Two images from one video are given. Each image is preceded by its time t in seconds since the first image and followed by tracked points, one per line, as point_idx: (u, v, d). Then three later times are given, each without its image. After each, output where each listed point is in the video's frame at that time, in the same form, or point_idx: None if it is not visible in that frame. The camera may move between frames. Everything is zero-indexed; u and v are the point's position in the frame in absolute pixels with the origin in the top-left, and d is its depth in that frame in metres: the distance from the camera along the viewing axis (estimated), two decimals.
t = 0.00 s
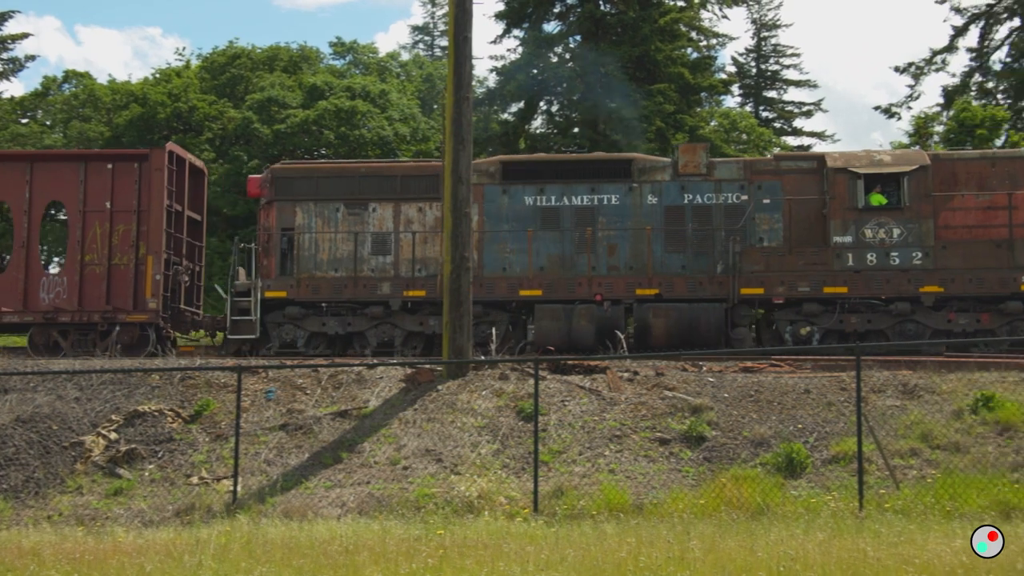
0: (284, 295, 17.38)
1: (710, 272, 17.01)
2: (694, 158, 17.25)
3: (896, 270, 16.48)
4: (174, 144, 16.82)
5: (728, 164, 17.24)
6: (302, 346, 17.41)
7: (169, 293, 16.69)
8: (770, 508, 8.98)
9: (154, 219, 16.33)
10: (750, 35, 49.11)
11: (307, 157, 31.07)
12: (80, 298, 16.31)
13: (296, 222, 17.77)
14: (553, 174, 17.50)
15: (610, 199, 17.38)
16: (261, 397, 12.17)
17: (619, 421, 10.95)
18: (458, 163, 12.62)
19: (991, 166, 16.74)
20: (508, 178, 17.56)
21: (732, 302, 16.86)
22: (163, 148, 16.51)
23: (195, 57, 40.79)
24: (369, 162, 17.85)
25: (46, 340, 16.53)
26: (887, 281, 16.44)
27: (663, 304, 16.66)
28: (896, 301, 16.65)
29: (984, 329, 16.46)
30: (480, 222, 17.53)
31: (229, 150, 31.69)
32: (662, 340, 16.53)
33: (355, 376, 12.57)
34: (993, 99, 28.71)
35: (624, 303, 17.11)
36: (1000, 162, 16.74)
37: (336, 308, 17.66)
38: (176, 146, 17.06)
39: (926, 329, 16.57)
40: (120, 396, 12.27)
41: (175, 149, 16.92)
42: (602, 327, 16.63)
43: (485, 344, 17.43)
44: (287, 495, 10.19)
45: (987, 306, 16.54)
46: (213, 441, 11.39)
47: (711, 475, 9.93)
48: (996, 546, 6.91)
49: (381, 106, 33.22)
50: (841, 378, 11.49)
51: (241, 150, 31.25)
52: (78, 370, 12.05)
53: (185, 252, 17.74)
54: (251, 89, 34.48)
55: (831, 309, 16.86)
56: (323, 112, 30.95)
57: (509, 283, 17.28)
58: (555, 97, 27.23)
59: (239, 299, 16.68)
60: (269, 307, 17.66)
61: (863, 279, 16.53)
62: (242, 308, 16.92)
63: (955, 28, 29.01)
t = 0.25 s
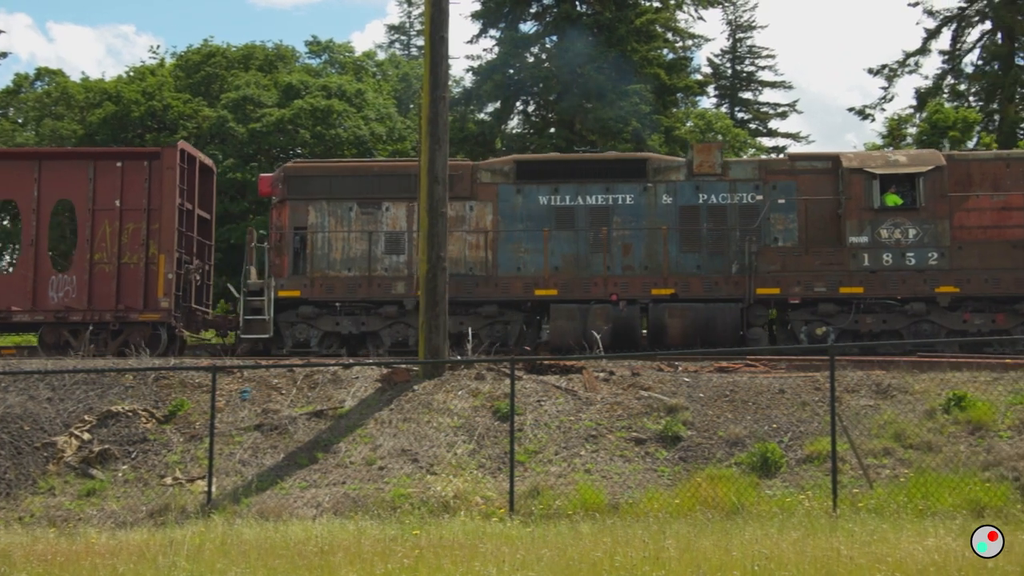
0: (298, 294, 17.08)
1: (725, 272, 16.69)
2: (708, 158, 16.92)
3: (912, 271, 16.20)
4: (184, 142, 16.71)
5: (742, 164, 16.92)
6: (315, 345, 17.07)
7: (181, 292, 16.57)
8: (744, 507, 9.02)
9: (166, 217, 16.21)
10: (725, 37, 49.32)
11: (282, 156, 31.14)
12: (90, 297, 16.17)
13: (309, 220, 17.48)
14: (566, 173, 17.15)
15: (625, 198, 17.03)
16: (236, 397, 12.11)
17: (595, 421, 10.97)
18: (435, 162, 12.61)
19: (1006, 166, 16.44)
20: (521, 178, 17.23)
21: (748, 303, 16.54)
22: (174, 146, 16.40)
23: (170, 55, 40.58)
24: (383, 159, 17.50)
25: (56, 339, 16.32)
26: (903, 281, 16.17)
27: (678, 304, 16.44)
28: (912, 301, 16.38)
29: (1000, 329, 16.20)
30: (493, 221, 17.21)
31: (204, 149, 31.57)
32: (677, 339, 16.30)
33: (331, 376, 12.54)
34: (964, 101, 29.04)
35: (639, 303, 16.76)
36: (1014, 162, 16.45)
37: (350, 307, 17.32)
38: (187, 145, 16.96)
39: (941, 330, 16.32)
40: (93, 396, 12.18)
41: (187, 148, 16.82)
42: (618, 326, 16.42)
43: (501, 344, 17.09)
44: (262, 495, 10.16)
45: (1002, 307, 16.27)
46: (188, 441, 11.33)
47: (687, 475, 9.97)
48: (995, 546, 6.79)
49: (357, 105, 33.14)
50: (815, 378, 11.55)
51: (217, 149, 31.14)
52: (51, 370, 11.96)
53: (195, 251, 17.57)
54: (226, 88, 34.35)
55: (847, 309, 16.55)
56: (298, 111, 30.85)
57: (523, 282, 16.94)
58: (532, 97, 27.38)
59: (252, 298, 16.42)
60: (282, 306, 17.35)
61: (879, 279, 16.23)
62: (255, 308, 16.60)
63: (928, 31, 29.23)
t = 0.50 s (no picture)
0: (316, 293, 17.05)
1: (746, 271, 16.69)
2: (728, 158, 16.91)
3: (933, 271, 16.27)
4: (201, 141, 16.60)
5: (762, 164, 16.92)
6: (333, 345, 16.98)
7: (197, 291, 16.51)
8: (724, 507, 9.04)
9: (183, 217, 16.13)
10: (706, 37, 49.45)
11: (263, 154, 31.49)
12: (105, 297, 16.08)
13: (327, 220, 17.41)
14: (585, 172, 17.09)
15: (645, 198, 16.99)
16: (215, 397, 12.05)
17: (576, 421, 10.97)
18: (415, 162, 12.58)
19: None
20: (541, 178, 17.19)
21: (769, 303, 16.57)
22: (191, 145, 16.29)
23: (149, 54, 40.40)
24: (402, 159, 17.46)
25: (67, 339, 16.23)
26: (924, 281, 16.24)
27: (699, 303, 16.55)
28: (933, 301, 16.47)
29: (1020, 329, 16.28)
30: (513, 221, 17.16)
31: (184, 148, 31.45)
32: (699, 340, 16.40)
33: (311, 376, 12.49)
34: (942, 103, 29.15)
35: (659, 303, 16.75)
36: None
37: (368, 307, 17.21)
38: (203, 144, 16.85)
39: (961, 329, 16.41)
40: (71, 396, 12.11)
41: (203, 147, 16.71)
42: (639, 326, 16.46)
43: (521, 344, 17.11)
44: (242, 495, 10.13)
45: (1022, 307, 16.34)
46: (167, 441, 11.28)
47: (666, 475, 9.99)
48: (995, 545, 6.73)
49: (338, 105, 33.05)
50: (795, 378, 11.58)
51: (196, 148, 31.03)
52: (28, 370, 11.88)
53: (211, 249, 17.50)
54: (207, 87, 34.24)
55: (867, 309, 16.62)
56: (278, 110, 30.81)
57: (543, 282, 16.89)
58: (514, 97, 27.39)
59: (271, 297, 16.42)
60: (301, 306, 17.30)
61: (900, 280, 16.30)
62: (274, 307, 16.55)
63: (907, 32, 29.39)
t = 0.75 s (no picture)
0: (338, 293, 16.96)
1: (769, 272, 16.71)
2: (750, 158, 16.91)
3: (957, 271, 16.24)
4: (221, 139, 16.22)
5: (784, 164, 16.93)
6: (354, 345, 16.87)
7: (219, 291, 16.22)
8: (706, 507, 9.07)
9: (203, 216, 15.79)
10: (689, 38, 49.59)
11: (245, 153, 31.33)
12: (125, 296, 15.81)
13: (347, 220, 17.38)
14: (607, 172, 17.10)
15: (666, 198, 17.01)
16: (197, 397, 11.99)
17: (558, 421, 10.98)
18: (398, 161, 12.56)
19: None
20: (563, 177, 17.21)
21: (791, 303, 16.55)
22: (210, 143, 15.92)
23: (130, 52, 40.23)
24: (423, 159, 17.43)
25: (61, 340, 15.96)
26: (948, 282, 16.21)
27: (721, 304, 16.59)
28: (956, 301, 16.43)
29: None
30: (534, 221, 17.17)
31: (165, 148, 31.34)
32: (721, 340, 16.43)
33: (294, 376, 12.46)
34: (922, 104, 29.30)
35: (682, 304, 16.76)
36: None
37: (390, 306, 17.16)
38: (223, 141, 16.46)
39: (984, 330, 16.36)
40: (51, 396, 12.05)
41: (223, 144, 16.32)
42: (661, 327, 16.54)
43: (543, 344, 17.09)
44: (224, 496, 10.09)
45: None
46: (148, 442, 11.22)
47: (649, 475, 10.00)
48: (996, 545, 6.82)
49: (321, 104, 32.99)
50: (776, 378, 11.63)
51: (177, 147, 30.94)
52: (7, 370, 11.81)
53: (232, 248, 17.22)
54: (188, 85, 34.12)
55: (890, 309, 16.58)
56: (260, 109, 30.75)
57: (565, 282, 16.91)
58: (497, 97, 27.45)
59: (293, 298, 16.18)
60: (321, 306, 17.23)
61: (923, 280, 16.26)
62: (294, 307, 16.34)
63: (888, 34, 29.52)
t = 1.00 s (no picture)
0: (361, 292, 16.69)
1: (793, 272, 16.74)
2: (774, 158, 16.86)
3: (980, 271, 16.31)
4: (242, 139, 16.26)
5: (807, 165, 16.86)
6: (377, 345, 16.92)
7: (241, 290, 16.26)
8: (690, 506, 9.09)
9: (225, 216, 15.85)
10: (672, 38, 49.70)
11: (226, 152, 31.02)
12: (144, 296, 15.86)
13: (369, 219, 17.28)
14: (629, 171, 17.03)
15: (689, 198, 16.96)
16: (180, 397, 11.95)
17: (542, 421, 10.98)
18: (381, 161, 12.53)
19: None
20: (585, 177, 17.14)
21: (815, 303, 16.62)
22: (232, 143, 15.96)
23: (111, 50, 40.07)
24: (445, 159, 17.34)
25: (43, 340, 15.85)
26: (972, 282, 16.28)
27: (745, 303, 16.65)
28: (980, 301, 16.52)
29: None
30: (556, 221, 17.11)
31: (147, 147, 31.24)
32: (746, 340, 16.50)
33: (277, 376, 12.42)
34: (904, 105, 29.42)
35: (706, 304, 16.80)
36: None
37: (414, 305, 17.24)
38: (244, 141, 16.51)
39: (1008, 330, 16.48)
40: (32, 396, 11.99)
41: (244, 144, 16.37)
42: (685, 327, 16.60)
43: (566, 344, 17.17)
44: (206, 496, 10.06)
45: None
46: (129, 442, 11.18)
47: (632, 475, 10.02)
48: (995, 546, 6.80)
49: (304, 103, 32.93)
50: (759, 378, 11.64)
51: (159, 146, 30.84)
52: None
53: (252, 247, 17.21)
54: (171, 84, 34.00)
55: (914, 309, 16.70)
56: (244, 108, 30.66)
57: (589, 281, 16.93)
58: (480, 97, 27.48)
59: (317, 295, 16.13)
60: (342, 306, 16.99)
61: (947, 280, 16.34)
62: (317, 306, 16.26)
63: (870, 35, 29.64)
